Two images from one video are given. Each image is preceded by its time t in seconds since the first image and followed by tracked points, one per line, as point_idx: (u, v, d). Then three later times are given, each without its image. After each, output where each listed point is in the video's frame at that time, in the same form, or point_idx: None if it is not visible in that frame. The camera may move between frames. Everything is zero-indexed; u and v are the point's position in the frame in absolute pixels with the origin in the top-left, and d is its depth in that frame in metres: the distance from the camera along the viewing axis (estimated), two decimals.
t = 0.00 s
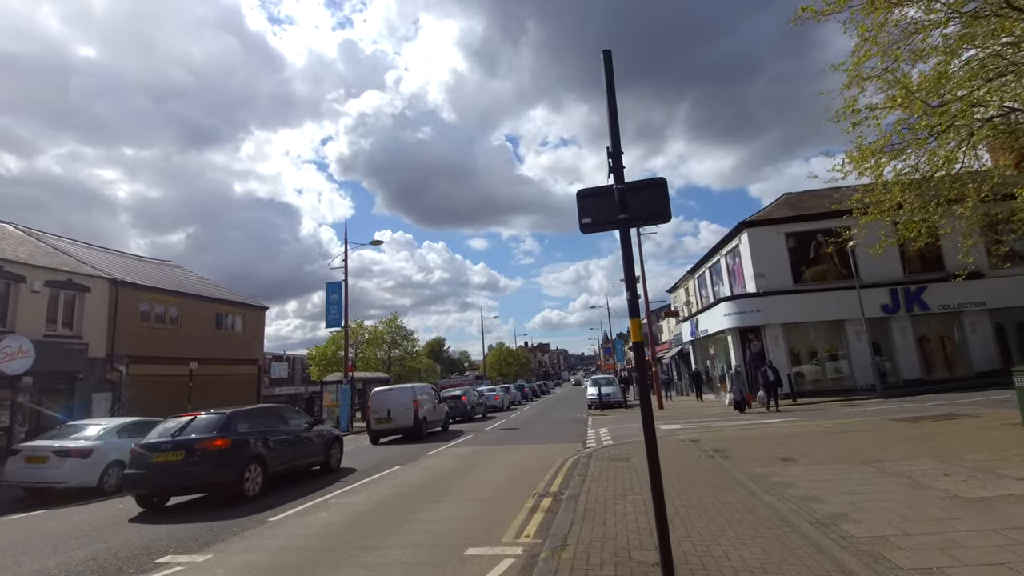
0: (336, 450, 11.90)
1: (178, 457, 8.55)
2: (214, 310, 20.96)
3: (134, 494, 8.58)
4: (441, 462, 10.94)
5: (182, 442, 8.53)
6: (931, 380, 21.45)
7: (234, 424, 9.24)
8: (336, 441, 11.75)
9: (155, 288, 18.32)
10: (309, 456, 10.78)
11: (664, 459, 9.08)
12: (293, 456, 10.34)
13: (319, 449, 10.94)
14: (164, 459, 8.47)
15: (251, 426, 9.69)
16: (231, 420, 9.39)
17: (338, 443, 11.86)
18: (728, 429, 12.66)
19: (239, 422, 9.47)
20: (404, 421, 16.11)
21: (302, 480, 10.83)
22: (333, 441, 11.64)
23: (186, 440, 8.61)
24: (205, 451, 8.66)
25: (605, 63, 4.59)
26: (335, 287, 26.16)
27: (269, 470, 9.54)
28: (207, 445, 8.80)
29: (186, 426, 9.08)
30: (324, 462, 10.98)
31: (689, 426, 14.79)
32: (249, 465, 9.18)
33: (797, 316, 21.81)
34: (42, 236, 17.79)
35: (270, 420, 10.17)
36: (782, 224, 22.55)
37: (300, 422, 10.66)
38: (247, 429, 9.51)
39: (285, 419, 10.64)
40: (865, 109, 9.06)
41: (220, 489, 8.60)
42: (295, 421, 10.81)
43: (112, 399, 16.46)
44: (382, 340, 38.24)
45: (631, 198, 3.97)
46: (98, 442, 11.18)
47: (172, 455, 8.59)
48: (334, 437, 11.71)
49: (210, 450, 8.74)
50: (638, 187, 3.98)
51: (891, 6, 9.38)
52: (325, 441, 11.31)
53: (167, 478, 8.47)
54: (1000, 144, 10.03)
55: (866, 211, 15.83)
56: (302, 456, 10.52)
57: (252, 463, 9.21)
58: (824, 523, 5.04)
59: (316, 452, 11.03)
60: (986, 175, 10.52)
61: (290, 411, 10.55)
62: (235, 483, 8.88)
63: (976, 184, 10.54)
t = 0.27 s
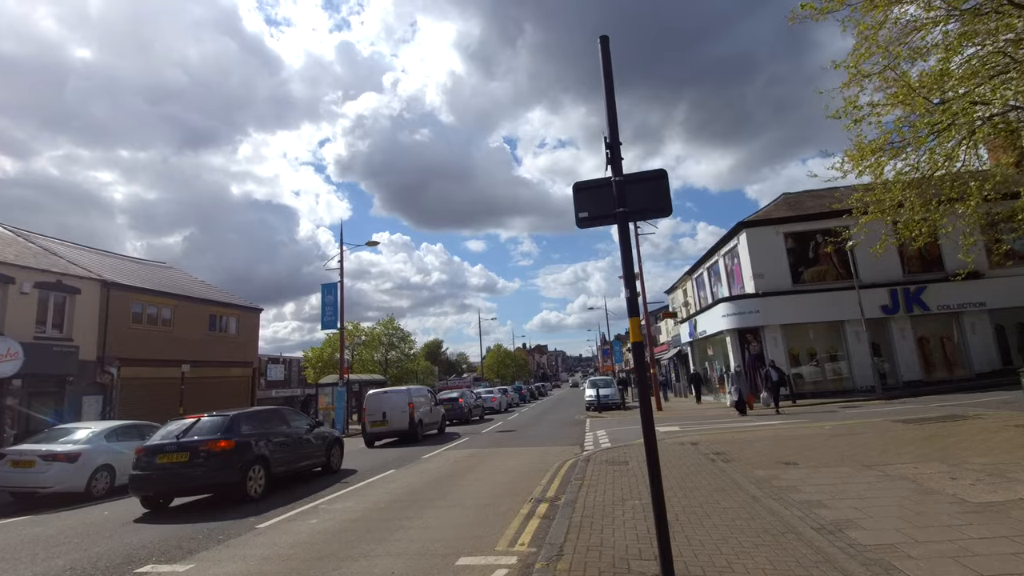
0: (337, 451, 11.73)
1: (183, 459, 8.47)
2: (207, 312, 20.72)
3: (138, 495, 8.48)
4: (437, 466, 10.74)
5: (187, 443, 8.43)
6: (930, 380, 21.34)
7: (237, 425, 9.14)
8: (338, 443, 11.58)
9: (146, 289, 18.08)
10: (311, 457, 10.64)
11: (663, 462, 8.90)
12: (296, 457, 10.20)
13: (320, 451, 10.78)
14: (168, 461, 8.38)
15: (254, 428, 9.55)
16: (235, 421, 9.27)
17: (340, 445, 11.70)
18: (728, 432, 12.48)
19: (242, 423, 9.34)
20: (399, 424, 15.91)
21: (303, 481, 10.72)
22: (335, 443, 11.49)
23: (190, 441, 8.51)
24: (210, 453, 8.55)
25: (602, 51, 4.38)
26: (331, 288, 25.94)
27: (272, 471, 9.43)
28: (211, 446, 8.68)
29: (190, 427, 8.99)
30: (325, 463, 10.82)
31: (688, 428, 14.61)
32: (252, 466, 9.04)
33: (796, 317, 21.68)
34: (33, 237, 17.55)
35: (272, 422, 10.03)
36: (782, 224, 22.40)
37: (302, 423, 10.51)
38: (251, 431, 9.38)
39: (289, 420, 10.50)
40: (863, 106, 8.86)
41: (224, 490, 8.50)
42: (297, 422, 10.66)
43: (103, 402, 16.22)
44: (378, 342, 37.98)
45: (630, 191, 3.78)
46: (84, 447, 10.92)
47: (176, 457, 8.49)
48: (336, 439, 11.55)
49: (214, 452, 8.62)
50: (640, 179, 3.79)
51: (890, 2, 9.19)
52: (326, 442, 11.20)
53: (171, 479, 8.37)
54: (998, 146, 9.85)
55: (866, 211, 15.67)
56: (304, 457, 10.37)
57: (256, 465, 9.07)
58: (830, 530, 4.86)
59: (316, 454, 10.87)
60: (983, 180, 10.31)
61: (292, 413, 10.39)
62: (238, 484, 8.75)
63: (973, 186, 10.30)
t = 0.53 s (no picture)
0: (339, 449, 11.54)
1: (189, 456, 8.37)
2: (202, 310, 20.50)
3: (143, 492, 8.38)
4: (433, 466, 10.51)
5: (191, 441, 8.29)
6: (933, 380, 21.10)
7: (242, 423, 9.00)
8: (340, 441, 11.37)
9: (140, 287, 17.86)
10: (314, 454, 10.46)
11: (664, 463, 8.68)
12: (299, 455, 10.03)
13: (322, 449, 10.58)
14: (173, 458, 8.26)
15: (258, 425, 9.39)
16: (240, 418, 9.12)
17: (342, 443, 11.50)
18: (730, 432, 12.26)
19: (246, 421, 9.19)
20: (396, 424, 15.68)
21: (305, 479, 10.54)
22: (337, 441, 11.29)
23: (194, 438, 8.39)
24: (214, 450, 8.42)
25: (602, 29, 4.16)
26: (328, 287, 25.71)
27: (276, 469, 9.28)
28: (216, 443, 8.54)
29: (196, 425, 8.89)
30: (327, 461, 10.63)
31: (689, 428, 14.38)
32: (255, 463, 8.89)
33: (799, 316, 21.45)
34: (25, 234, 17.32)
35: (274, 420, 9.78)
36: (784, 221, 22.16)
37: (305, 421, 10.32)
38: (254, 428, 9.22)
39: (293, 418, 10.32)
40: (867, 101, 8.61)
41: (228, 488, 8.36)
42: (300, 420, 10.47)
43: (95, 401, 16.00)
44: (377, 341, 37.74)
45: (628, 176, 3.57)
46: (72, 447, 10.68)
47: (182, 454, 8.38)
48: (339, 437, 11.35)
49: (219, 449, 8.48)
50: (641, 163, 3.56)
51: None
52: (329, 440, 11.01)
53: (176, 476, 8.25)
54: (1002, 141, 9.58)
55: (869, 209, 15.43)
56: (307, 455, 10.19)
57: (259, 462, 8.92)
58: (839, 535, 4.63)
59: (318, 452, 10.68)
60: (987, 176, 10.05)
61: (296, 411, 10.19)
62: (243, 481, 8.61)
63: (977, 181, 10.03)
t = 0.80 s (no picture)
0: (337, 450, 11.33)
1: (188, 456, 8.17)
2: (195, 310, 20.26)
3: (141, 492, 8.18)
4: (427, 469, 10.31)
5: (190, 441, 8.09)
6: (932, 380, 20.99)
7: (241, 423, 8.80)
8: (338, 442, 11.16)
9: (131, 287, 17.61)
10: (313, 455, 10.26)
11: (663, 466, 8.51)
12: (298, 456, 9.82)
13: (320, 449, 10.39)
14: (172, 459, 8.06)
15: (256, 425, 9.18)
16: (239, 419, 8.91)
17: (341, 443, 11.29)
18: (728, 434, 12.09)
19: (245, 421, 8.97)
20: (391, 425, 15.47)
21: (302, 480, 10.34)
22: (336, 441, 11.08)
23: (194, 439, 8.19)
24: (214, 451, 8.22)
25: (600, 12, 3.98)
26: (323, 286, 25.47)
27: (275, 469, 9.07)
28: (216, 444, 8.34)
29: (195, 425, 8.68)
30: (325, 462, 10.43)
31: (688, 429, 14.21)
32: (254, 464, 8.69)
33: (797, 316, 21.30)
34: (14, 233, 17.06)
35: (272, 420, 9.60)
36: (782, 221, 22.02)
37: (303, 420, 10.11)
38: (253, 428, 9.01)
39: (292, 418, 10.11)
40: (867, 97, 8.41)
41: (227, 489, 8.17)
42: (299, 420, 10.26)
43: (84, 402, 15.76)
44: (373, 341, 37.49)
45: (626, 165, 3.41)
46: (59, 449, 10.44)
47: (181, 455, 8.18)
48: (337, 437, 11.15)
49: (219, 450, 8.27)
50: (639, 151, 3.41)
51: None
52: (327, 441, 10.79)
53: (176, 477, 8.06)
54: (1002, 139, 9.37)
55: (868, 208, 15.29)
56: (306, 456, 10.00)
57: (258, 463, 8.72)
58: (845, 542, 4.45)
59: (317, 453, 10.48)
60: (987, 173, 9.83)
61: (295, 411, 9.98)
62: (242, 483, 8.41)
63: (977, 179, 9.84)
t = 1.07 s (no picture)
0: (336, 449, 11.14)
1: (187, 455, 8.00)
2: (189, 308, 20.02)
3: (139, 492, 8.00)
4: (422, 470, 10.12)
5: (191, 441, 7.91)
6: (931, 380, 20.88)
7: (240, 422, 8.61)
8: (337, 441, 10.98)
9: (124, 285, 17.38)
10: (312, 454, 10.08)
11: (663, 467, 8.33)
12: (297, 455, 9.64)
13: (320, 449, 10.21)
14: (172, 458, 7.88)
15: (256, 424, 8.99)
16: (239, 418, 8.72)
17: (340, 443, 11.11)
18: (728, 434, 11.92)
19: (244, 420, 8.79)
20: (386, 425, 15.29)
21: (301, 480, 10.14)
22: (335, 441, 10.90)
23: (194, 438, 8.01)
24: (214, 451, 8.04)
25: None
26: (319, 285, 25.25)
27: (274, 469, 8.88)
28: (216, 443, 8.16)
29: (195, 424, 8.49)
30: (324, 461, 10.25)
31: (687, 430, 14.05)
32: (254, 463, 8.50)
33: (796, 316, 21.17)
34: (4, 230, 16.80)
35: (272, 419, 9.41)
36: (781, 220, 21.89)
37: (302, 419, 9.92)
38: (252, 428, 8.82)
39: (291, 417, 9.92)
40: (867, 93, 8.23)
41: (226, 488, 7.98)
42: (298, 419, 10.07)
43: (76, 402, 15.53)
44: (370, 341, 37.25)
45: (629, 150, 3.29)
46: (47, 449, 10.22)
47: (181, 454, 8.00)
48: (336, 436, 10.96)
49: (219, 449, 8.10)
50: (643, 137, 3.29)
51: None
52: (325, 440, 10.58)
53: (175, 476, 7.87)
54: (1006, 135, 9.06)
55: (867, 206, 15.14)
56: (305, 456, 9.81)
57: (258, 462, 8.53)
58: (854, 547, 4.28)
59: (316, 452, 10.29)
60: (988, 170, 9.50)
61: (294, 410, 9.78)
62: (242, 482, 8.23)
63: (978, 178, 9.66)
